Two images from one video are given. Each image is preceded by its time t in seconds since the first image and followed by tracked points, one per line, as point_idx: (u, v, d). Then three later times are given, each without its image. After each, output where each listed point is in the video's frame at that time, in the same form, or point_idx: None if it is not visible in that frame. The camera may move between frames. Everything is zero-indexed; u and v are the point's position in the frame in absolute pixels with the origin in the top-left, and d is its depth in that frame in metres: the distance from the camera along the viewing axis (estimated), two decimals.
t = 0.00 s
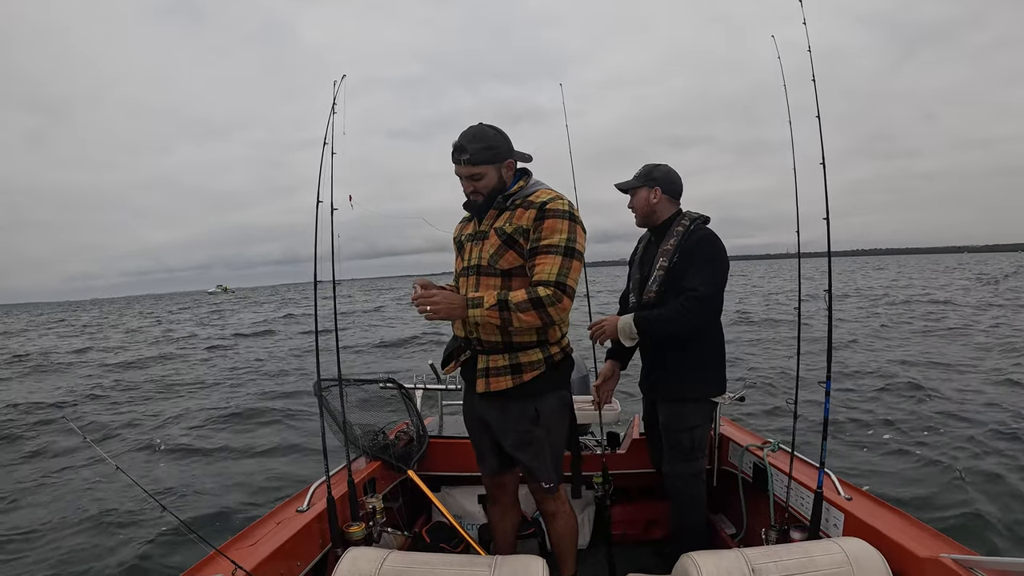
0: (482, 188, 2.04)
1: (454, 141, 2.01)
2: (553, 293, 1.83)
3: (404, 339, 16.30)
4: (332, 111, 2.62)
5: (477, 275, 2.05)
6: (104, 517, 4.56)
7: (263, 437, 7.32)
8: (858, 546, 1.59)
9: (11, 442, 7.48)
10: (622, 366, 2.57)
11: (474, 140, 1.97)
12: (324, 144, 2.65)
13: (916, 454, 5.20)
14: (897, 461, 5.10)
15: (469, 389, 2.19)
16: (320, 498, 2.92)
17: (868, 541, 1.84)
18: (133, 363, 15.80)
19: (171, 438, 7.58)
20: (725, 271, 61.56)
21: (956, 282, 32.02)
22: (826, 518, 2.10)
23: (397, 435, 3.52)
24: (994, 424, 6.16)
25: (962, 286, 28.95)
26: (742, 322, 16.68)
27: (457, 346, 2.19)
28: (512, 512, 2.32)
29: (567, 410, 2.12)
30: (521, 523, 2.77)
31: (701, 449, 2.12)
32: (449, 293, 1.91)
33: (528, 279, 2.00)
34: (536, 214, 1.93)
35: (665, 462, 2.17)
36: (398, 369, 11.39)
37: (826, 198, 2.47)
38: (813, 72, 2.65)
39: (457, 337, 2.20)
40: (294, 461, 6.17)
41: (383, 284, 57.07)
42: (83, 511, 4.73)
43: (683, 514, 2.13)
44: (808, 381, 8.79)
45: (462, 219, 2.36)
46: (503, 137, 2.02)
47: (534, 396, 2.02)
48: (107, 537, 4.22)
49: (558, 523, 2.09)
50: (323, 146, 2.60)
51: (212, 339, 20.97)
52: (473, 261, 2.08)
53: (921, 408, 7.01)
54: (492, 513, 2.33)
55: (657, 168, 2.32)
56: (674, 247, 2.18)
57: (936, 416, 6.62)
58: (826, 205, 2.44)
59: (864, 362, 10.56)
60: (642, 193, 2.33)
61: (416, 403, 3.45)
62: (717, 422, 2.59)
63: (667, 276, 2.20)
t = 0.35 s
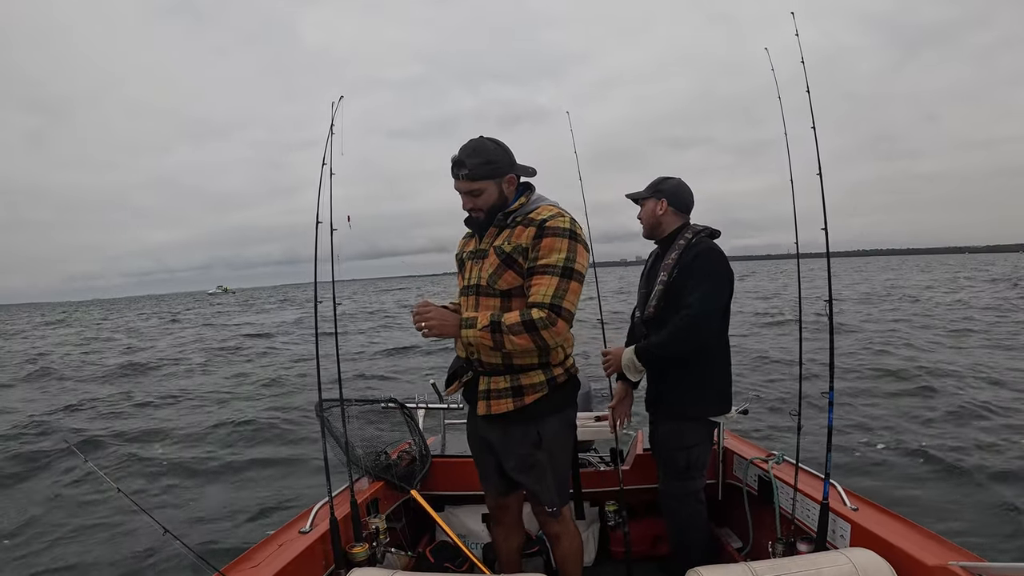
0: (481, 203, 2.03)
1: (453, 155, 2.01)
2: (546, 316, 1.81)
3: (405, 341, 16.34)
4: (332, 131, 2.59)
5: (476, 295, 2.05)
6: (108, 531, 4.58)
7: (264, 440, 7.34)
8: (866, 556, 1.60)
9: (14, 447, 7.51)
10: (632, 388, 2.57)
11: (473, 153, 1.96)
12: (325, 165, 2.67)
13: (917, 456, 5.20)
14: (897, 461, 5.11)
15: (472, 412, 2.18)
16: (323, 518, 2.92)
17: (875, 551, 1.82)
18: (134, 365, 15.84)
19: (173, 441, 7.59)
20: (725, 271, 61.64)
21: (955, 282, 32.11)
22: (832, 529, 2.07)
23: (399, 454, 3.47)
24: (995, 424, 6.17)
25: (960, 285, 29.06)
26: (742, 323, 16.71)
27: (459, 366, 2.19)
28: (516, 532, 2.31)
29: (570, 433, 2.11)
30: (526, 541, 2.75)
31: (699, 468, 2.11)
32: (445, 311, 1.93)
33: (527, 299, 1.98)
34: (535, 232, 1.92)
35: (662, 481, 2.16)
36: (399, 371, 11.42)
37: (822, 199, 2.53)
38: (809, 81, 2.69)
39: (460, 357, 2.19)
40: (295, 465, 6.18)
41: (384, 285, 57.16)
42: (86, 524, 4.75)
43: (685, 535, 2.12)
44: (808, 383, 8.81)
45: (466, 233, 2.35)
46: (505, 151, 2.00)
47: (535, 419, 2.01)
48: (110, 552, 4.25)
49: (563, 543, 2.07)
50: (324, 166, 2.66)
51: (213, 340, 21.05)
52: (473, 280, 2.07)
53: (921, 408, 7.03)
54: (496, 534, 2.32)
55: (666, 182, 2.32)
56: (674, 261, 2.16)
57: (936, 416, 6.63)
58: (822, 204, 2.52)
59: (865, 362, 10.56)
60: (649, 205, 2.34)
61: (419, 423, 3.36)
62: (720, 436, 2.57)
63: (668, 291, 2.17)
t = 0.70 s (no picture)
0: (457, 212, 2.02)
1: (429, 162, 1.99)
2: (521, 326, 1.80)
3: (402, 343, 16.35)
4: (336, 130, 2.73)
5: (455, 305, 2.02)
6: (99, 534, 4.58)
7: (259, 443, 7.33)
8: None
9: (9, 448, 7.50)
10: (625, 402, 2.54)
11: (447, 160, 1.95)
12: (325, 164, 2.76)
13: (911, 464, 5.18)
14: (889, 469, 5.09)
15: (453, 422, 2.15)
16: (310, 519, 2.90)
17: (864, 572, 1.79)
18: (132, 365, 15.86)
19: (168, 443, 7.58)
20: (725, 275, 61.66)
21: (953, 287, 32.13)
22: (821, 547, 2.03)
23: (389, 457, 3.47)
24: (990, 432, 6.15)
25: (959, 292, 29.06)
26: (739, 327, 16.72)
27: (440, 377, 2.17)
28: (500, 540, 2.31)
29: (554, 444, 2.09)
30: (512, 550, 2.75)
31: (680, 484, 2.09)
32: (420, 323, 1.91)
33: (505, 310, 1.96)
34: (512, 242, 1.90)
35: (645, 495, 2.15)
36: (395, 374, 11.42)
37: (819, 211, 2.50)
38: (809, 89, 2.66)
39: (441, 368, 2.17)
40: (288, 469, 6.17)
41: (384, 287, 57.21)
42: (78, 526, 4.74)
43: (669, 548, 2.09)
44: (805, 389, 8.79)
45: (446, 243, 2.34)
46: (482, 158, 1.99)
47: (517, 431, 1.98)
48: (101, 555, 4.24)
49: (547, 553, 2.06)
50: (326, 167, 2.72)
51: (212, 341, 21.08)
52: (453, 290, 2.06)
53: (916, 415, 7.01)
54: (480, 542, 2.31)
55: (649, 197, 2.31)
56: (659, 277, 2.16)
57: (931, 423, 6.61)
58: (821, 215, 2.48)
59: (863, 368, 10.54)
60: (637, 222, 2.33)
61: (409, 428, 3.38)
62: (712, 450, 2.54)
63: (653, 307, 2.17)
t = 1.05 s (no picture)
0: (460, 195, 2.05)
1: (433, 147, 2.02)
2: (524, 304, 1.82)
3: (400, 344, 16.38)
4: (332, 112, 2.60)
5: (459, 286, 2.05)
6: (97, 527, 4.59)
7: (257, 441, 7.34)
8: (850, 561, 1.59)
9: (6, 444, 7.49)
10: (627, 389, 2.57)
11: (451, 145, 1.98)
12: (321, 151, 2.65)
13: (906, 464, 5.23)
14: (884, 470, 5.11)
15: (456, 401, 2.19)
16: (309, 502, 2.92)
17: (858, 554, 1.79)
18: (129, 365, 15.85)
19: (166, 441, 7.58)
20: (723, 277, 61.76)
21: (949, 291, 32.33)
22: (816, 531, 2.04)
23: (387, 440, 3.52)
24: (986, 433, 6.19)
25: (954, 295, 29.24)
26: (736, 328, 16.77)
27: (443, 358, 2.19)
28: (499, 521, 2.34)
29: (555, 425, 2.12)
30: (510, 531, 2.79)
31: (675, 464, 2.11)
32: (426, 302, 1.94)
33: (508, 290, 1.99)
34: (515, 223, 1.93)
35: (642, 477, 2.17)
36: (393, 374, 11.45)
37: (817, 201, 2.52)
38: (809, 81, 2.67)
39: (444, 349, 2.19)
40: (285, 467, 6.18)
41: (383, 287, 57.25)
42: (76, 519, 4.75)
43: (666, 530, 2.11)
44: (802, 389, 8.81)
45: (448, 227, 2.36)
46: (485, 143, 2.02)
47: (519, 410, 2.01)
48: (100, 546, 4.27)
49: (546, 533, 2.09)
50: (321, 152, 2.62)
51: (209, 342, 21.10)
52: (456, 272, 2.08)
53: (912, 415, 7.04)
54: (479, 524, 2.35)
55: (634, 185, 2.34)
56: (647, 263, 2.20)
57: (927, 423, 6.64)
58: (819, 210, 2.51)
59: (860, 369, 10.59)
60: (630, 212, 2.35)
61: (407, 410, 3.47)
62: (708, 434, 2.56)
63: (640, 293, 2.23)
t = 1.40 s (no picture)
0: (485, 176, 2.11)
1: (460, 128, 2.07)
2: (546, 279, 1.89)
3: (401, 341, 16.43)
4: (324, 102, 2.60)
5: (483, 262, 2.13)
6: (108, 522, 4.62)
7: (262, 438, 7.38)
8: (860, 527, 1.63)
9: (12, 443, 7.52)
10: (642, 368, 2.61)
11: (478, 127, 2.04)
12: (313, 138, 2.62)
13: (908, 455, 5.29)
14: (886, 463, 5.16)
15: (478, 376, 2.29)
16: (322, 492, 2.96)
17: (867, 518, 1.83)
18: (131, 364, 15.86)
19: (172, 440, 7.63)
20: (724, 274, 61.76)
21: (948, 287, 32.44)
22: (826, 498, 2.08)
23: (396, 426, 3.55)
24: (986, 425, 6.24)
25: (953, 289, 29.34)
26: (737, 325, 16.81)
27: (465, 334, 2.29)
28: (515, 501, 2.39)
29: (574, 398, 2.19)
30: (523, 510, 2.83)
31: (685, 434, 2.15)
32: (450, 277, 2.03)
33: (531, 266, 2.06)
34: (539, 201, 2.00)
35: (652, 447, 2.21)
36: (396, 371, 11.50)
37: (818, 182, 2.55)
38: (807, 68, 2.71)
39: (466, 325, 2.29)
40: (291, 463, 6.22)
41: (383, 285, 57.21)
42: (86, 515, 4.78)
43: (676, 499, 2.14)
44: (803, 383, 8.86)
45: (471, 207, 2.44)
46: (511, 125, 2.08)
47: (539, 383, 2.10)
48: (113, 540, 4.31)
49: (564, 508, 2.16)
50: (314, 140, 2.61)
51: (210, 341, 21.12)
52: (480, 249, 2.16)
53: (913, 409, 7.09)
54: (495, 503, 2.40)
55: (639, 163, 2.37)
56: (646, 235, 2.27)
57: (928, 415, 6.69)
58: (822, 194, 2.56)
59: (861, 363, 10.64)
60: (636, 189, 2.40)
61: (415, 394, 3.50)
62: (715, 406, 2.59)
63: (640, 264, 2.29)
